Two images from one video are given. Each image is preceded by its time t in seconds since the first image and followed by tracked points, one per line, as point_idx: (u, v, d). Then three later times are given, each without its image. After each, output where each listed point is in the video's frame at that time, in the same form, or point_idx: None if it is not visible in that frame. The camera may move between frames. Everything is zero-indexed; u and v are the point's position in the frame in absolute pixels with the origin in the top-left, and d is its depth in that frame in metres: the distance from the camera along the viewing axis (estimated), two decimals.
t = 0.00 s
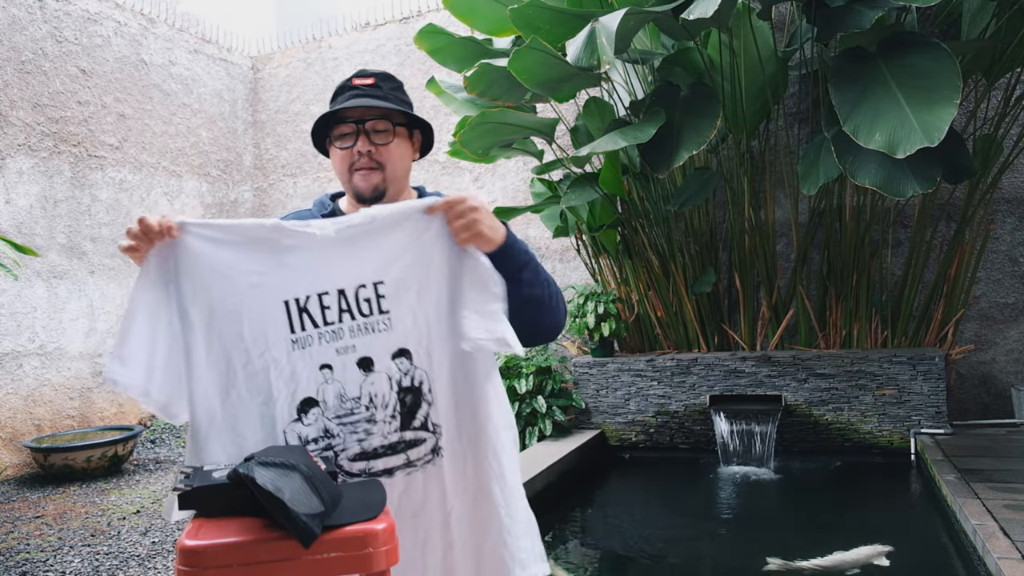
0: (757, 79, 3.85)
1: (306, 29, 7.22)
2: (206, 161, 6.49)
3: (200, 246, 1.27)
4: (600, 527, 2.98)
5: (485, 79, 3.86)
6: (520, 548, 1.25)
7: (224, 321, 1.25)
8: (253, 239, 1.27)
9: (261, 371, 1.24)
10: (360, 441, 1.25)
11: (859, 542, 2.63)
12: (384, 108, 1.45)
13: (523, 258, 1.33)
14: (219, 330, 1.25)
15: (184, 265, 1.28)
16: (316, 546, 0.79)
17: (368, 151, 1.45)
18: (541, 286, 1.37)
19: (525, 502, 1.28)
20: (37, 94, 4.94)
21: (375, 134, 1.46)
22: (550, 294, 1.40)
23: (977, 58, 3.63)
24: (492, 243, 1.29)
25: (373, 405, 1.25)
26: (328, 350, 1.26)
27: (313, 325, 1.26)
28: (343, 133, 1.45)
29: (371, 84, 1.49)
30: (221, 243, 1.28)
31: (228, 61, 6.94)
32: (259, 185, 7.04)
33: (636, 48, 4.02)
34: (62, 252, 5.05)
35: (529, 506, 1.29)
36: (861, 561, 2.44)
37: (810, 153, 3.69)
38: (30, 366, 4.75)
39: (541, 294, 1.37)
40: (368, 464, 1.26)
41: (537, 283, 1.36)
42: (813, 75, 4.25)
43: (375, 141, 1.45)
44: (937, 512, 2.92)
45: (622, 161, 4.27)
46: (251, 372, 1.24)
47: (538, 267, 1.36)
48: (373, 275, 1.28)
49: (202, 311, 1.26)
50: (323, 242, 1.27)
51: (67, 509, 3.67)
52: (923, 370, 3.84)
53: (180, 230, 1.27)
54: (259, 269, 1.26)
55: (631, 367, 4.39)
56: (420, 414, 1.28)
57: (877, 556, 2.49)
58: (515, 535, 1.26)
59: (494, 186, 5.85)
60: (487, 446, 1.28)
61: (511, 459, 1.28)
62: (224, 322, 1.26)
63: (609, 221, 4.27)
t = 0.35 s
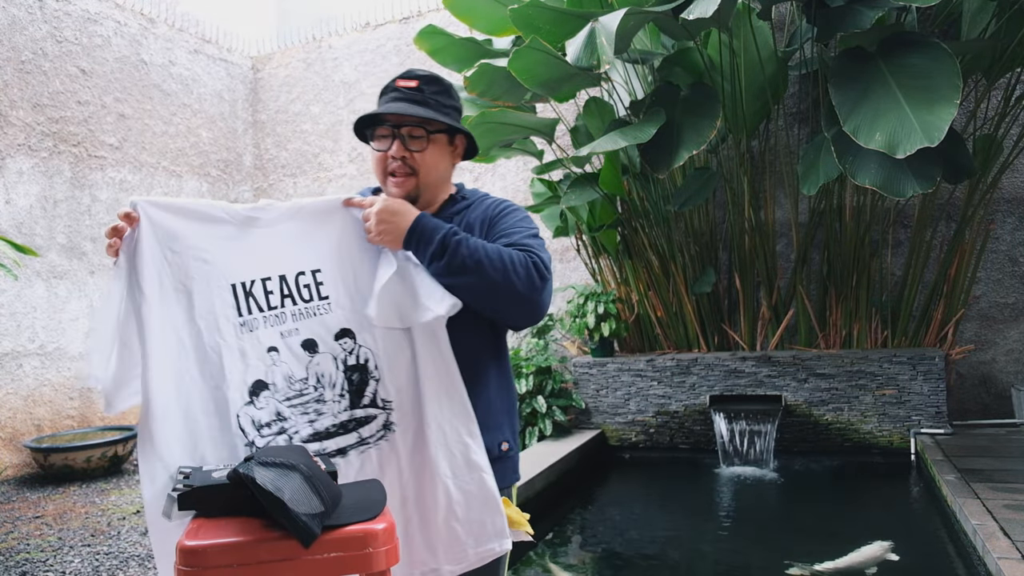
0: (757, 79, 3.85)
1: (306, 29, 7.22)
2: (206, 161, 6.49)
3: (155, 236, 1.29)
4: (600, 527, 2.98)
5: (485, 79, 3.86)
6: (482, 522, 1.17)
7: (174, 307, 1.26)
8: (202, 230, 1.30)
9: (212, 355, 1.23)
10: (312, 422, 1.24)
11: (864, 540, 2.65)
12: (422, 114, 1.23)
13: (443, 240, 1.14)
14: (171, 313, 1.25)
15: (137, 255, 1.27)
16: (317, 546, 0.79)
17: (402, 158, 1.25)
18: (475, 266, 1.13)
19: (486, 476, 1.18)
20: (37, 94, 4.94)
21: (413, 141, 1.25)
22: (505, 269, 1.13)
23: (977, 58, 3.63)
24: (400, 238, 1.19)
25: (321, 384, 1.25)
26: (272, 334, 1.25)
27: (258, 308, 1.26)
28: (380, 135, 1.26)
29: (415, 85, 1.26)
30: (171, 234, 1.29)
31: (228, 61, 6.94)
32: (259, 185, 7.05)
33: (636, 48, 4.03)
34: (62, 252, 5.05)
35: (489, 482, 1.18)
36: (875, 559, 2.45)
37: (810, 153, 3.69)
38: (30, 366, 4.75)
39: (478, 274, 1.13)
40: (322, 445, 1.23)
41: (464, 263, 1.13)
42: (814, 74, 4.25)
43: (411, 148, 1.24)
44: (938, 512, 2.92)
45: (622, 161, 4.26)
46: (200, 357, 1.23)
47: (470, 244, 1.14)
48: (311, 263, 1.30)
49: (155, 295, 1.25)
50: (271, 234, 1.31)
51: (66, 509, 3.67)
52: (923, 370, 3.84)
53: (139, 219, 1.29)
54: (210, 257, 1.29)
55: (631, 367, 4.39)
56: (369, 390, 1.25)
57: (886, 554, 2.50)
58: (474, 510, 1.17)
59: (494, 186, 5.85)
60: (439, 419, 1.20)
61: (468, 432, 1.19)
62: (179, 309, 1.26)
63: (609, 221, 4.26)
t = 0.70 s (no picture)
0: (757, 79, 3.85)
1: (306, 29, 7.22)
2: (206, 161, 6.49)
3: (162, 192, 1.17)
4: (599, 527, 2.98)
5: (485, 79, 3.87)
6: (456, 514, 1.17)
7: (184, 265, 1.15)
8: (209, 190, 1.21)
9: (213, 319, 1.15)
10: (293, 396, 1.21)
11: (868, 539, 2.65)
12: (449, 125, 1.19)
13: (421, 247, 1.17)
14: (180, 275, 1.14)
15: (147, 208, 1.14)
16: (317, 546, 0.79)
17: (429, 167, 1.22)
18: (446, 272, 1.14)
19: (461, 470, 1.18)
20: (37, 94, 4.94)
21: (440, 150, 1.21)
22: (477, 274, 1.12)
23: (977, 58, 3.63)
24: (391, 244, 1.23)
25: (310, 359, 1.23)
26: (269, 301, 1.21)
27: (259, 274, 1.22)
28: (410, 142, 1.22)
29: (444, 89, 1.22)
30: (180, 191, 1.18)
31: (228, 61, 6.94)
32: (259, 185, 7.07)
33: (636, 48, 4.03)
34: (62, 252, 5.05)
35: (464, 474, 1.18)
36: (884, 557, 2.47)
37: (810, 154, 3.69)
38: (30, 366, 4.75)
39: (451, 281, 1.14)
40: (299, 420, 1.21)
41: (437, 269, 1.14)
42: (813, 74, 4.25)
43: (438, 157, 1.21)
44: (938, 513, 2.92)
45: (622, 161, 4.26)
46: (205, 321, 1.15)
47: (445, 251, 1.15)
48: (313, 241, 1.28)
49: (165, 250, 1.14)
50: (276, 208, 1.27)
51: (67, 509, 3.67)
52: (923, 370, 3.85)
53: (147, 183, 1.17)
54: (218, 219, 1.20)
55: (631, 367, 4.39)
56: (354, 373, 1.25)
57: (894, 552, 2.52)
58: (448, 502, 1.18)
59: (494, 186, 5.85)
60: (421, 408, 1.21)
61: (448, 424, 1.18)
62: (188, 268, 1.16)
63: (609, 221, 4.26)
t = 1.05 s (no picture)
0: (757, 79, 3.85)
1: (306, 29, 7.23)
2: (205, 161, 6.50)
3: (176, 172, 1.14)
4: (599, 527, 2.98)
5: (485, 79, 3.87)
6: (446, 515, 1.18)
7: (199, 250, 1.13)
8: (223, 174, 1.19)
9: (224, 301, 1.14)
10: (290, 381, 1.18)
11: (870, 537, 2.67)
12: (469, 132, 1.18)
13: (416, 262, 1.17)
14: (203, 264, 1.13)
15: (164, 190, 1.12)
16: (316, 546, 0.79)
17: (447, 171, 1.21)
18: (439, 289, 1.14)
19: (454, 472, 1.17)
20: (37, 94, 4.94)
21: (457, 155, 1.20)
22: (469, 293, 1.12)
23: (976, 58, 3.64)
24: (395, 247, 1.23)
25: (309, 346, 1.20)
26: (273, 284, 1.19)
27: (268, 257, 1.20)
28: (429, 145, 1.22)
29: (465, 93, 1.20)
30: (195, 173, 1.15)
31: (228, 61, 6.94)
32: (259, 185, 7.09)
33: (636, 48, 4.04)
34: (63, 252, 5.05)
35: (456, 478, 1.17)
36: (892, 553, 2.50)
37: (810, 153, 3.69)
38: (30, 366, 4.75)
39: (444, 297, 1.14)
40: (293, 407, 1.18)
41: (430, 286, 1.15)
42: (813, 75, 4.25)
43: (456, 162, 1.20)
44: (938, 513, 2.92)
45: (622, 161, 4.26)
46: (217, 306, 1.13)
47: (439, 268, 1.15)
48: (321, 232, 1.26)
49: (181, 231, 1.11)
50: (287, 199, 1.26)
51: (67, 509, 3.67)
52: (923, 370, 3.85)
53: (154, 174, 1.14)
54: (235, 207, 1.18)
55: (631, 367, 4.39)
56: (351, 365, 1.23)
57: (902, 552, 2.52)
58: (439, 502, 1.18)
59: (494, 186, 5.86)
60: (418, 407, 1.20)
61: (444, 425, 1.18)
62: (202, 252, 1.14)
63: (609, 221, 4.26)
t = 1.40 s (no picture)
0: (757, 79, 3.85)
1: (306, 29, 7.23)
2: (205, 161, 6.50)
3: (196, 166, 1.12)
4: (599, 527, 2.98)
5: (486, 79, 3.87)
6: (435, 522, 1.18)
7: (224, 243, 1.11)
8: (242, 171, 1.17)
9: (240, 290, 1.12)
10: (295, 374, 1.15)
11: (869, 535, 2.69)
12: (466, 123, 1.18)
13: (407, 281, 1.15)
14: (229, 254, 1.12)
15: (190, 180, 1.09)
16: (317, 546, 0.79)
17: (444, 164, 1.21)
18: (433, 310, 1.13)
19: (444, 480, 1.18)
20: (37, 94, 4.94)
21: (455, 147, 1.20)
22: (464, 314, 1.12)
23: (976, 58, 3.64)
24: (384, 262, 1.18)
25: (309, 342, 1.18)
26: (285, 278, 1.17)
27: (280, 252, 1.18)
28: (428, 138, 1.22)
29: (463, 87, 1.21)
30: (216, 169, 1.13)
31: (228, 61, 6.94)
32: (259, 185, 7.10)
33: (636, 48, 4.05)
34: (62, 252, 5.05)
35: (446, 487, 1.19)
36: (898, 549, 2.55)
37: (810, 153, 3.69)
38: (30, 366, 4.75)
39: (438, 318, 1.13)
40: (297, 401, 1.14)
41: (423, 306, 1.14)
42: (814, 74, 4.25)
43: (454, 154, 1.20)
44: (938, 513, 2.92)
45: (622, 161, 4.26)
46: (241, 296, 1.11)
47: (432, 288, 1.14)
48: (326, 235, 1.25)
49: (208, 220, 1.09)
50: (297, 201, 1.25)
51: (67, 509, 3.67)
52: (923, 370, 3.85)
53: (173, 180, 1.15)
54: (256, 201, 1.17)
55: (631, 367, 4.39)
56: (347, 369, 1.22)
57: (903, 551, 2.52)
58: (427, 509, 1.18)
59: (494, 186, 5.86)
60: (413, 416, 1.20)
61: (436, 433, 1.19)
62: (227, 244, 1.12)
63: (609, 220, 4.26)
